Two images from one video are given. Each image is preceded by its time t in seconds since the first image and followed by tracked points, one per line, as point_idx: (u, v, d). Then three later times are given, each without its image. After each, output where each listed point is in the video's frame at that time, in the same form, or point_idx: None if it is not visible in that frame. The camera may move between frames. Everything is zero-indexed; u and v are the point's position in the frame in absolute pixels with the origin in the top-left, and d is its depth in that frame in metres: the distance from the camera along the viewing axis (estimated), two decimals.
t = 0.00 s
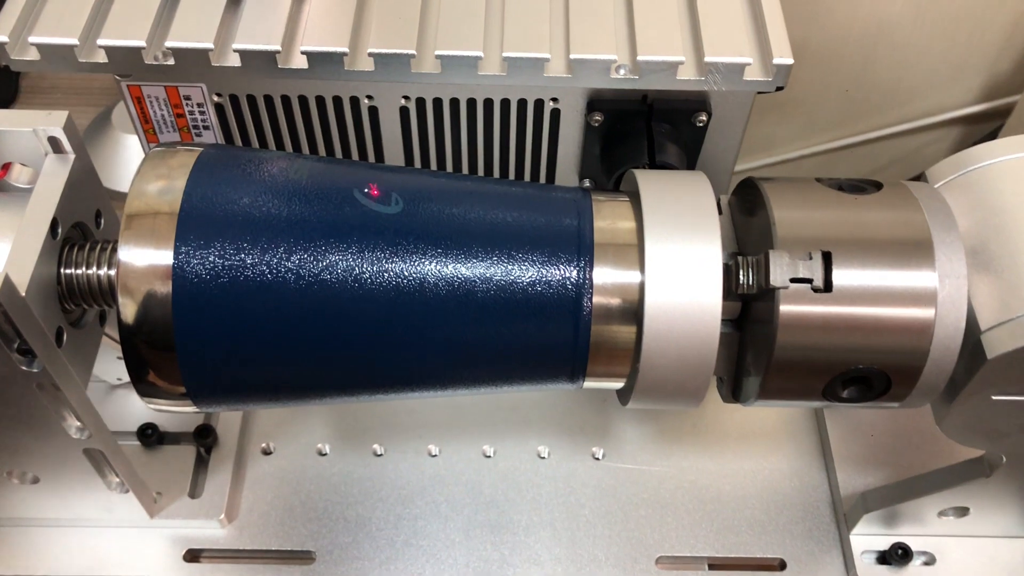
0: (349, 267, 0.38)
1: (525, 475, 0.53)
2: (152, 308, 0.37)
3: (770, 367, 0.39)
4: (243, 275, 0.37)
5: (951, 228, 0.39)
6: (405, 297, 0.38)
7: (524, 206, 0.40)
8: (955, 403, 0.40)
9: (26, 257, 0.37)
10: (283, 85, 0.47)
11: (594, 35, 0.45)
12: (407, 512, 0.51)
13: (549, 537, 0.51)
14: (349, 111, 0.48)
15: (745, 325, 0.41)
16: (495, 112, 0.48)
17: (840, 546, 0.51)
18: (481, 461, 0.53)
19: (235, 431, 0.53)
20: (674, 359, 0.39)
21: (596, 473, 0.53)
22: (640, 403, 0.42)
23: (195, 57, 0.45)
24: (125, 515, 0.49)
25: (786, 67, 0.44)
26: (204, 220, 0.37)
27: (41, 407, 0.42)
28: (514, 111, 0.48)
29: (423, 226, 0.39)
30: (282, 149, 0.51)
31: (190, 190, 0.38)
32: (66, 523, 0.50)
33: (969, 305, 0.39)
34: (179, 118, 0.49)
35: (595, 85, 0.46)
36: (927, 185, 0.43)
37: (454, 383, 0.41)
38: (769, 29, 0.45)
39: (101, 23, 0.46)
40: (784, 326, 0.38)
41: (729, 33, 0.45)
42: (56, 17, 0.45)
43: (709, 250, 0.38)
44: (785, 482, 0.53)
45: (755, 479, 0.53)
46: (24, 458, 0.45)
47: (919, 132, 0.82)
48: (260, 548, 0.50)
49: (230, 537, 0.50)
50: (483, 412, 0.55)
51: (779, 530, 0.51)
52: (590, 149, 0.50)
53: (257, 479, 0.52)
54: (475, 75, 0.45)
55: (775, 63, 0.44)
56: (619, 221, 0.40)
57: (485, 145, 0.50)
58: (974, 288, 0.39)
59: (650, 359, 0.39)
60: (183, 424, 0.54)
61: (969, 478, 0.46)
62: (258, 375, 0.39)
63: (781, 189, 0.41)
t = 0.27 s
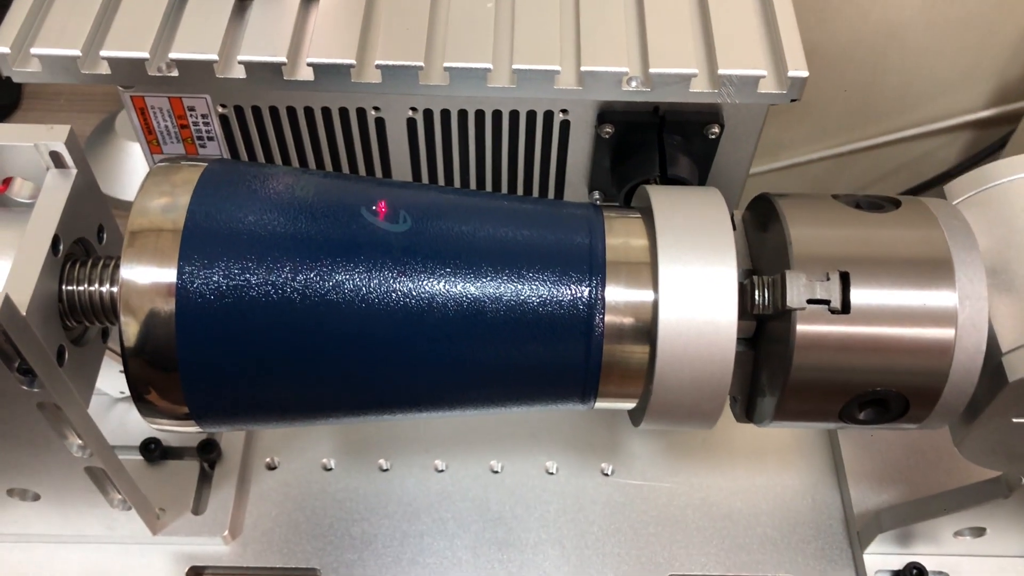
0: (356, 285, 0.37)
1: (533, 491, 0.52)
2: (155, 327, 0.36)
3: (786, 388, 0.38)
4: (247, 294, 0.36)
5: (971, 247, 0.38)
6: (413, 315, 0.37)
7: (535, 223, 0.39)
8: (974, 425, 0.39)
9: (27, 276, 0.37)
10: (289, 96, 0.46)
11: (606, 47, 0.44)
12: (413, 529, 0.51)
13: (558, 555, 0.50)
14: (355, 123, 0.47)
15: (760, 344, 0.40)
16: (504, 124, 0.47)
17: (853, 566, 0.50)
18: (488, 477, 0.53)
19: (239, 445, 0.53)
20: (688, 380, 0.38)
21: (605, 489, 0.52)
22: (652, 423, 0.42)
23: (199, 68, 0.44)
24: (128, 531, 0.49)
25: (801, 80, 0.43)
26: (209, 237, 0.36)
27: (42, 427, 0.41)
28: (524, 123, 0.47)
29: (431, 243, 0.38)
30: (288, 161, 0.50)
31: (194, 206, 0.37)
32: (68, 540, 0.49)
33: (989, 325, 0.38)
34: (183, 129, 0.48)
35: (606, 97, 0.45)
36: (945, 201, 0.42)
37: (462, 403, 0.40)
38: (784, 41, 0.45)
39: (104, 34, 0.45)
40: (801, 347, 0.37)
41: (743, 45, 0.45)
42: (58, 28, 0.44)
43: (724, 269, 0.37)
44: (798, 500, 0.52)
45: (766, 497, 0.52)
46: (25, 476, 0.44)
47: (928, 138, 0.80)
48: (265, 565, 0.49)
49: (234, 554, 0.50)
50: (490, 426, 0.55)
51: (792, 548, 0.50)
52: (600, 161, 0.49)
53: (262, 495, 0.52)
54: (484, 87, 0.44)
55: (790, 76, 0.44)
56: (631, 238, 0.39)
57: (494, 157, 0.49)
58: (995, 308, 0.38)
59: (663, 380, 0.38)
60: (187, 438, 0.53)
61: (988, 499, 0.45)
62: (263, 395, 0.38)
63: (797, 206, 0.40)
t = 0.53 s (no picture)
0: (360, 302, 0.37)
1: (537, 502, 0.52)
2: (160, 345, 0.36)
3: (789, 405, 0.39)
4: (253, 311, 0.36)
5: (975, 264, 0.38)
6: (418, 332, 0.37)
7: (539, 240, 0.39)
8: (977, 443, 0.40)
9: (33, 294, 0.37)
10: (294, 110, 0.46)
11: (610, 62, 0.44)
12: (416, 540, 0.51)
13: (561, 566, 0.50)
14: (360, 136, 0.48)
15: (764, 361, 0.40)
16: (508, 137, 0.47)
17: None
18: (492, 488, 0.53)
19: (243, 456, 0.53)
20: (692, 397, 0.38)
21: (609, 501, 0.52)
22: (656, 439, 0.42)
23: (204, 83, 0.44)
24: (132, 543, 0.49)
25: (805, 95, 0.44)
26: (214, 254, 0.36)
27: (48, 443, 0.41)
28: (528, 136, 0.47)
29: (436, 260, 0.38)
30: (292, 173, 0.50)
31: (200, 224, 0.37)
32: (72, 551, 0.50)
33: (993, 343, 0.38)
34: (187, 142, 0.48)
35: (610, 112, 0.45)
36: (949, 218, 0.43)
37: (466, 419, 0.40)
38: (788, 56, 0.45)
39: (109, 49, 0.45)
40: (805, 365, 0.37)
41: (747, 60, 0.45)
42: (63, 43, 0.44)
43: (728, 287, 0.37)
44: (801, 512, 0.52)
45: (769, 509, 0.52)
46: (30, 489, 0.44)
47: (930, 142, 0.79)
48: None
49: (238, 565, 0.50)
50: (494, 437, 0.55)
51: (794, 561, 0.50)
52: (604, 174, 0.49)
53: (266, 506, 0.52)
54: (488, 102, 0.44)
55: (794, 91, 0.44)
56: (636, 255, 0.39)
57: (497, 170, 0.49)
58: (999, 326, 0.38)
59: (667, 397, 0.38)
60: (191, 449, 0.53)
61: (991, 513, 0.46)
62: (268, 411, 0.38)
63: (801, 223, 0.40)
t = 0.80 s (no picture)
0: (363, 314, 0.37)
1: (537, 508, 0.53)
2: (162, 357, 0.36)
3: (789, 417, 0.39)
4: (255, 324, 0.37)
5: (974, 276, 0.38)
6: (420, 344, 0.38)
7: (540, 251, 0.40)
8: (975, 453, 0.40)
9: (36, 306, 0.37)
10: (294, 120, 0.46)
11: (610, 71, 0.44)
12: (417, 547, 0.51)
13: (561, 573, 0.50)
14: (360, 144, 0.48)
15: (763, 371, 0.40)
16: (509, 146, 0.47)
17: None
18: (492, 494, 0.53)
19: (244, 463, 0.53)
20: (693, 409, 0.38)
21: (609, 507, 0.53)
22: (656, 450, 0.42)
23: (205, 93, 0.44)
24: (134, 550, 0.49)
25: (805, 105, 0.44)
26: (217, 267, 0.37)
27: (51, 453, 0.41)
28: (528, 145, 0.47)
29: (438, 273, 0.38)
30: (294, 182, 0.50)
31: (203, 236, 0.37)
32: (73, 558, 0.50)
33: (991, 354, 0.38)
34: (188, 150, 0.48)
35: (610, 121, 0.45)
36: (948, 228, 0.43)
37: (467, 430, 0.40)
38: (788, 66, 0.45)
39: (110, 58, 0.45)
40: (804, 376, 0.37)
41: (747, 69, 0.45)
42: (64, 52, 0.44)
43: (728, 299, 0.38)
44: (801, 518, 0.52)
45: (768, 515, 0.52)
46: (32, 497, 0.44)
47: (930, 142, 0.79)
48: None
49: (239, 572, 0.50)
50: (494, 443, 0.55)
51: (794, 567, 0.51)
52: (604, 182, 0.49)
53: (267, 513, 0.52)
54: (489, 111, 0.44)
55: (794, 101, 0.44)
56: (636, 266, 0.39)
57: (498, 178, 0.49)
58: (997, 337, 0.38)
59: (668, 408, 0.38)
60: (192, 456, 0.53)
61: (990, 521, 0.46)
62: (270, 422, 0.38)
63: (801, 234, 0.40)
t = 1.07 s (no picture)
0: (363, 314, 0.37)
1: (536, 506, 0.53)
2: (163, 357, 0.36)
3: (787, 415, 0.39)
4: (256, 323, 0.37)
5: (972, 276, 0.39)
6: (420, 344, 0.38)
7: (540, 251, 0.40)
8: (972, 452, 0.40)
9: (37, 306, 0.37)
10: (294, 119, 0.46)
11: (609, 70, 0.44)
12: (416, 545, 0.51)
13: (560, 570, 0.50)
14: (359, 143, 0.48)
15: (762, 370, 0.41)
16: (508, 145, 0.47)
17: None
18: (491, 492, 0.53)
19: (243, 461, 0.53)
20: (692, 408, 0.38)
21: (608, 504, 0.53)
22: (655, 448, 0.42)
23: (204, 92, 0.44)
24: (134, 548, 0.49)
25: (803, 104, 0.44)
26: (217, 267, 0.37)
27: (51, 452, 0.41)
28: (527, 143, 0.47)
29: (438, 273, 0.38)
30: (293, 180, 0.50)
31: (203, 236, 0.37)
32: (73, 556, 0.50)
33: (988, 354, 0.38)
34: (188, 149, 0.48)
35: (609, 120, 0.45)
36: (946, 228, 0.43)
37: (467, 429, 0.40)
38: (786, 65, 0.45)
39: (108, 57, 0.45)
40: (803, 375, 0.37)
41: (745, 69, 0.45)
42: (63, 51, 0.44)
43: (727, 298, 0.38)
44: (798, 515, 0.53)
45: (766, 513, 0.53)
46: (32, 496, 0.45)
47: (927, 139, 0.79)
48: None
49: (239, 570, 0.50)
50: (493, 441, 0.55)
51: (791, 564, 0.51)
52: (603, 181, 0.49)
53: (267, 510, 0.52)
54: (488, 110, 0.44)
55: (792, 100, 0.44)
56: (635, 266, 0.39)
57: (497, 177, 0.50)
58: (994, 337, 0.38)
59: (667, 407, 0.38)
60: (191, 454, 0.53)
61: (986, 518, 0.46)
62: (270, 422, 0.39)
63: (800, 234, 0.40)
